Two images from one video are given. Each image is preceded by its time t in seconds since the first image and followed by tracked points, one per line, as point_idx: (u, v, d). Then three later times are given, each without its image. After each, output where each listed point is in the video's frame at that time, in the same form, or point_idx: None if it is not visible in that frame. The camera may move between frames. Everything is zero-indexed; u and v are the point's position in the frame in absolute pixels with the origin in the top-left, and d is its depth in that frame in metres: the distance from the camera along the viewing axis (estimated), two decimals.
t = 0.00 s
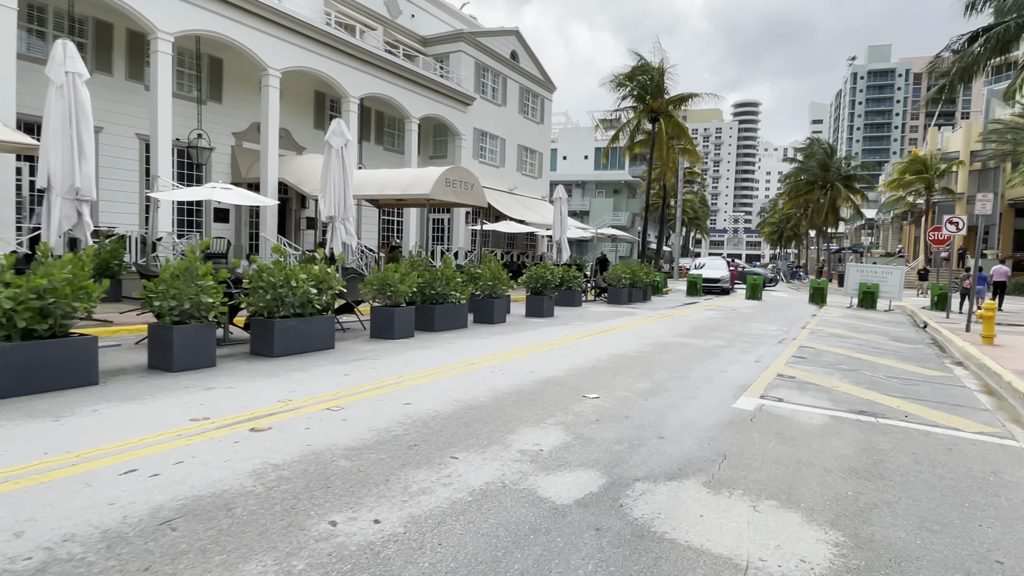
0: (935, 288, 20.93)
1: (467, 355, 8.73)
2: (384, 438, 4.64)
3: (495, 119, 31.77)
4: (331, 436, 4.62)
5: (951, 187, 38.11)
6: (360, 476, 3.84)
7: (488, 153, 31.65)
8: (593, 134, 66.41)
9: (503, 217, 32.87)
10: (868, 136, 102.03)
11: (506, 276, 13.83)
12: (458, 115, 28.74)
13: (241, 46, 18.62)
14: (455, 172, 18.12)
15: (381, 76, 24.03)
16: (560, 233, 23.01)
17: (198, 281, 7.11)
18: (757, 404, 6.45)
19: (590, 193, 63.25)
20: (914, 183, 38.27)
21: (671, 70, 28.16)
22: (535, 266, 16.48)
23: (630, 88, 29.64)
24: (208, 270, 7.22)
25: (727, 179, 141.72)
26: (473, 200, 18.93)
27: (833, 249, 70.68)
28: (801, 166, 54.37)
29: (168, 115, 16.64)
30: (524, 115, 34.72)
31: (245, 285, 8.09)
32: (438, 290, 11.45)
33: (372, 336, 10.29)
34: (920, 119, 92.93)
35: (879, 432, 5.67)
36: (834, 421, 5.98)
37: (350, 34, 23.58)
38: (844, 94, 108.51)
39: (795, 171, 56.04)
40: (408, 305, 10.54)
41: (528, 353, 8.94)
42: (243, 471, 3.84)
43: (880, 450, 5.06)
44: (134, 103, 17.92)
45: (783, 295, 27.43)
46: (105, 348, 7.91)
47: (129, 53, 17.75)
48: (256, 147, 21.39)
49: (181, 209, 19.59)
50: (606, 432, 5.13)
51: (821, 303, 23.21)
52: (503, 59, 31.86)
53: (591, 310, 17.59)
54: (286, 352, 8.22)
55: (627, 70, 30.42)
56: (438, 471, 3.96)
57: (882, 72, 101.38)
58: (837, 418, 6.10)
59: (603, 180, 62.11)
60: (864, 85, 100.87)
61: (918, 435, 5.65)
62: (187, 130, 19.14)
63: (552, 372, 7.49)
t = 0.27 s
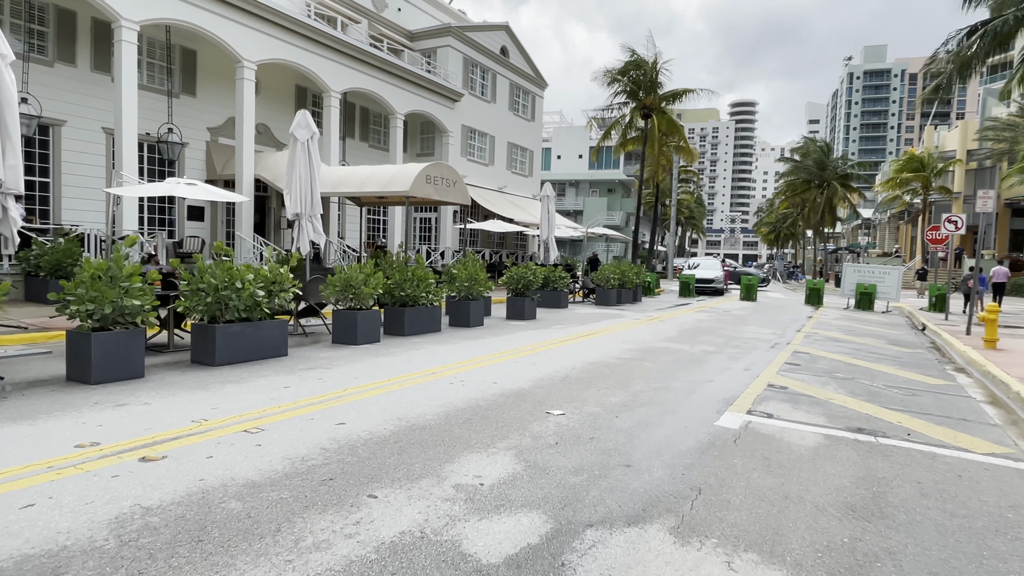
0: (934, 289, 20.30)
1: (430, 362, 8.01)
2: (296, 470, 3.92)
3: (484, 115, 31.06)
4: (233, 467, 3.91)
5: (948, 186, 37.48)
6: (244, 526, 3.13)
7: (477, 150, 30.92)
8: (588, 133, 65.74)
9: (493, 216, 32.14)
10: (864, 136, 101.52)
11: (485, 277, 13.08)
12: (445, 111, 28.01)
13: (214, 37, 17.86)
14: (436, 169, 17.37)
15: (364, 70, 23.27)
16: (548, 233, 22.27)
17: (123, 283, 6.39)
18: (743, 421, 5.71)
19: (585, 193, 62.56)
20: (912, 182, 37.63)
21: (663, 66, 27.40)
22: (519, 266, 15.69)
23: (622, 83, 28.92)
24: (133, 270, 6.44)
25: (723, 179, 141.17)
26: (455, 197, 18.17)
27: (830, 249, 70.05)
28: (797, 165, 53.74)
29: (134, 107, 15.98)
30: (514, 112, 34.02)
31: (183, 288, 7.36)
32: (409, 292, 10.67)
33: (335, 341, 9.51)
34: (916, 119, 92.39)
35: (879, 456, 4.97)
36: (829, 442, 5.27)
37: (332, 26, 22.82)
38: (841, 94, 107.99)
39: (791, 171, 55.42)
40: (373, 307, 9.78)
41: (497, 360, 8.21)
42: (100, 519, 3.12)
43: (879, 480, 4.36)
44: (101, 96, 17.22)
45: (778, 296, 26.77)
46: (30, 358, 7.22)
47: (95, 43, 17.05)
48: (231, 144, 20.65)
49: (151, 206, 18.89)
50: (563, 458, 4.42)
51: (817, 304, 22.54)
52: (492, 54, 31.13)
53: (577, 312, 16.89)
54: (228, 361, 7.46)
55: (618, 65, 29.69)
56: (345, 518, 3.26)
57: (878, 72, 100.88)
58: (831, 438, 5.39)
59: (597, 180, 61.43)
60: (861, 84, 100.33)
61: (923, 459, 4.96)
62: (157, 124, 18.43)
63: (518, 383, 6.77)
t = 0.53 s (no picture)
0: (939, 291, 19.66)
1: (389, 372, 7.25)
2: (173, 519, 3.17)
3: (476, 113, 30.38)
4: (95, 516, 3.16)
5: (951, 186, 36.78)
6: None
7: (469, 148, 30.21)
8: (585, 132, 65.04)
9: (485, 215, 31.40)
10: (864, 136, 100.83)
11: (465, 278, 12.29)
12: (436, 108, 27.29)
13: (188, 27, 17.12)
14: (420, 165, 16.63)
15: (350, 63, 22.55)
16: (540, 232, 21.51)
17: (31, 284, 5.68)
18: (730, 445, 4.93)
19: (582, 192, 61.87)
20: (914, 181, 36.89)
21: (659, 60, 26.70)
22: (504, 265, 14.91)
23: (618, 79, 28.25)
24: (46, 270, 5.76)
25: (723, 180, 140.57)
26: (440, 195, 17.43)
27: (830, 249, 69.32)
28: (795, 165, 53.08)
29: (103, 98, 15.34)
30: (507, 109, 33.31)
31: (112, 290, 6.65)
32: (379, 294, 9.89)
33: (294, 347, 8.74)
34: (916, 118, 91.71)
35: (887, 488, 4.23)
36: (829, 471, 4.50)
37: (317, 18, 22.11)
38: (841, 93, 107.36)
39: (790, 170, 54.75)
40: (337, 312, 9.00)
41: (464, 369, 7.44)
42: None
43: (888, 524, 3.62)
44: (71, 88, 16.54)
45: (776, 298, 26.05)
46: None
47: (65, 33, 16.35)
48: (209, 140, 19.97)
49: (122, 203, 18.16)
50: (509, 495, 3.68)
51: (816, 306, 21.82)
52: (484, 50, 30.44)
53: (566, 314, 16.17)
54: (161, 372, 6.74)
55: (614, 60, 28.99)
56: None
57: (878, 72, 100.21)
58: (833, 466, 4.63)
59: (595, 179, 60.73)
60: (861, 84, 99.68)
61: (941, 492, 4.20)
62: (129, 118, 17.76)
63: (480, 397, 6.01)
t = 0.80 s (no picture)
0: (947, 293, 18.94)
1: (344, 383, 6.50)
2: None
3: (471, 109, 29.66)
4: None
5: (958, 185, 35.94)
6: None
7: (463, 145, 29.48)
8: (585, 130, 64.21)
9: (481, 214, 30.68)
10: (868, 135, 99.86)
11: (446, 278, 11.56)
12: (429, 103, 26.57)
13: (164, 17, 16.41)
14: (405, 160, 15.96)
15: (338, 56, 21.85)
16: (533, 231, 20.79)
17: None
18: (719, 477, 4.16)
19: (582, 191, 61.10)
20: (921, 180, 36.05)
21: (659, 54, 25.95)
22: (491, 266, 14.17)
23: (616, 74, 27.52)
24: None
25: (725, 180, 139.62)
26: (426, 192, 16.72)
27: (834, 250, 68.44)
28: (798, 164, 52.26)
29: (71, 89, 14.54)
30: (503, 105, 32.55)
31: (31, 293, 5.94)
32: (347, 297, 9.16)
33: (250, 354, 8.06)
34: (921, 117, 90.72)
35: (905, 535, 3.48)
36: (837, 513, 3.73)
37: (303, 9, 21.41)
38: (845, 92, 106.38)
39: (793, 169, 53.95)
40: (298, 316, 8.29)
41: (430, 379, 6.69)
42: None
43: None
44: (44, 82, 15.89)
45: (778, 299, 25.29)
46: None
47: (34, 22, 15.63)
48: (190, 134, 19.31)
49: (98, 201, 17.49)
50: (436, 551, 2.94)
51: (820, 307, 21.07)
52: (479, 44, 29.71)
53: (557, 316, 15.44)
54: (86, 384, 6.06)
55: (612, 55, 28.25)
56: None
57: (883, 70, 99.25)
58: (842, 505, 3.86)
59: (595, 178, 59.96)
60: (865, 83, 98.74)
61: (973, 542, 3.44)
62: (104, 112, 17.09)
63: (437, 415, 5.24)
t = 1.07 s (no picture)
0: (958, 293, 18.24)
1: (290, 397, 5.77)
2: None
3: (467, 105, 28.95)
4: None
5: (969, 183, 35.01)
6: None
7: (459, 142, 28.77)
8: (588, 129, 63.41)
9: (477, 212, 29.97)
10: (874, 134, 98.73)
11: (426, 279, 10.83)
12: (423, 99, 25.86)
13: (139, 5, 15.69)
14: (391, 155, 15.24)
15: (327, 49, 21.15)
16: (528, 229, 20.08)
17: None
18: (705, 524, 3.41)
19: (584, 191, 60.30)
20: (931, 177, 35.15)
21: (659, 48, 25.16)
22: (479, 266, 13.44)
23: (616, 68, 26.74)
24: None
25: (730, 180, 138.53)
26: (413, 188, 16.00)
27: (839, 250, 67.45)
28: (803, 163, 51.37)
29: (40, 80, 13.85)
30: (501, 102, 31.82)
31: None
32: (312, 297, 8.33)
33: (202, 363, 7.38)
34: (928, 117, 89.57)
35: None
36: None
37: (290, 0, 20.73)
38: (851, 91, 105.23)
39: (798, 168, 53.06)
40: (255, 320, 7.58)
41: (389, 393, 5.95)
42: None
43: None
44: (15, 74, 15.29)
45: (782, 300, 24.47)
46: None
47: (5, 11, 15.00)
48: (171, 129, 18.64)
49: (74, 197, 16.93)
50: None
51: (825, 309, 20.27)
52: (475, 39, 28.98)
53: (550, 318, 14.70)
54: None
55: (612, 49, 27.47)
56: None
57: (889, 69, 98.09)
58: (856, 563, 3.10)
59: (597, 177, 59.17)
60: (871, 82, 97.60)
61: None
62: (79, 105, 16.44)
63: (383, 439, 4.52)
